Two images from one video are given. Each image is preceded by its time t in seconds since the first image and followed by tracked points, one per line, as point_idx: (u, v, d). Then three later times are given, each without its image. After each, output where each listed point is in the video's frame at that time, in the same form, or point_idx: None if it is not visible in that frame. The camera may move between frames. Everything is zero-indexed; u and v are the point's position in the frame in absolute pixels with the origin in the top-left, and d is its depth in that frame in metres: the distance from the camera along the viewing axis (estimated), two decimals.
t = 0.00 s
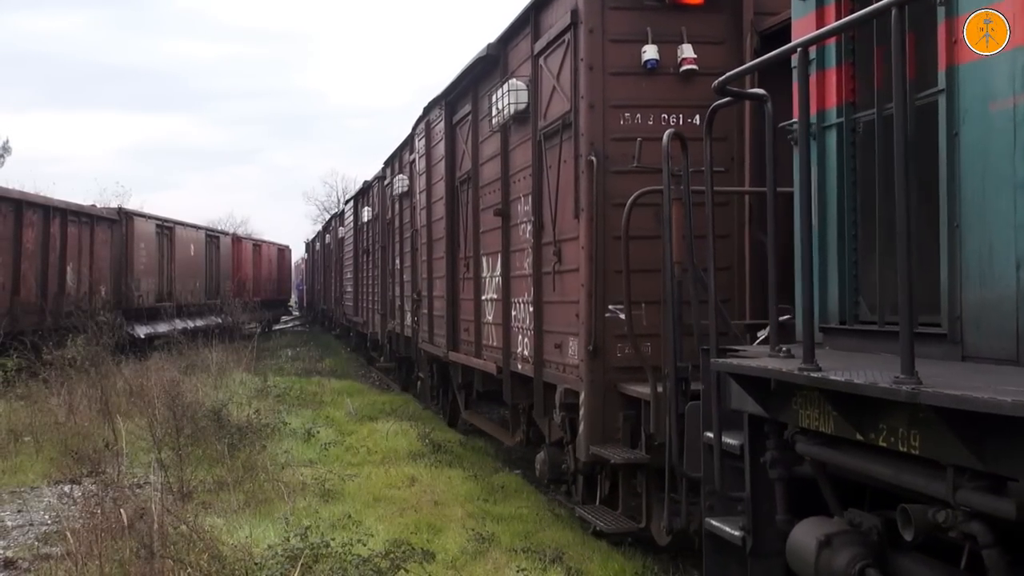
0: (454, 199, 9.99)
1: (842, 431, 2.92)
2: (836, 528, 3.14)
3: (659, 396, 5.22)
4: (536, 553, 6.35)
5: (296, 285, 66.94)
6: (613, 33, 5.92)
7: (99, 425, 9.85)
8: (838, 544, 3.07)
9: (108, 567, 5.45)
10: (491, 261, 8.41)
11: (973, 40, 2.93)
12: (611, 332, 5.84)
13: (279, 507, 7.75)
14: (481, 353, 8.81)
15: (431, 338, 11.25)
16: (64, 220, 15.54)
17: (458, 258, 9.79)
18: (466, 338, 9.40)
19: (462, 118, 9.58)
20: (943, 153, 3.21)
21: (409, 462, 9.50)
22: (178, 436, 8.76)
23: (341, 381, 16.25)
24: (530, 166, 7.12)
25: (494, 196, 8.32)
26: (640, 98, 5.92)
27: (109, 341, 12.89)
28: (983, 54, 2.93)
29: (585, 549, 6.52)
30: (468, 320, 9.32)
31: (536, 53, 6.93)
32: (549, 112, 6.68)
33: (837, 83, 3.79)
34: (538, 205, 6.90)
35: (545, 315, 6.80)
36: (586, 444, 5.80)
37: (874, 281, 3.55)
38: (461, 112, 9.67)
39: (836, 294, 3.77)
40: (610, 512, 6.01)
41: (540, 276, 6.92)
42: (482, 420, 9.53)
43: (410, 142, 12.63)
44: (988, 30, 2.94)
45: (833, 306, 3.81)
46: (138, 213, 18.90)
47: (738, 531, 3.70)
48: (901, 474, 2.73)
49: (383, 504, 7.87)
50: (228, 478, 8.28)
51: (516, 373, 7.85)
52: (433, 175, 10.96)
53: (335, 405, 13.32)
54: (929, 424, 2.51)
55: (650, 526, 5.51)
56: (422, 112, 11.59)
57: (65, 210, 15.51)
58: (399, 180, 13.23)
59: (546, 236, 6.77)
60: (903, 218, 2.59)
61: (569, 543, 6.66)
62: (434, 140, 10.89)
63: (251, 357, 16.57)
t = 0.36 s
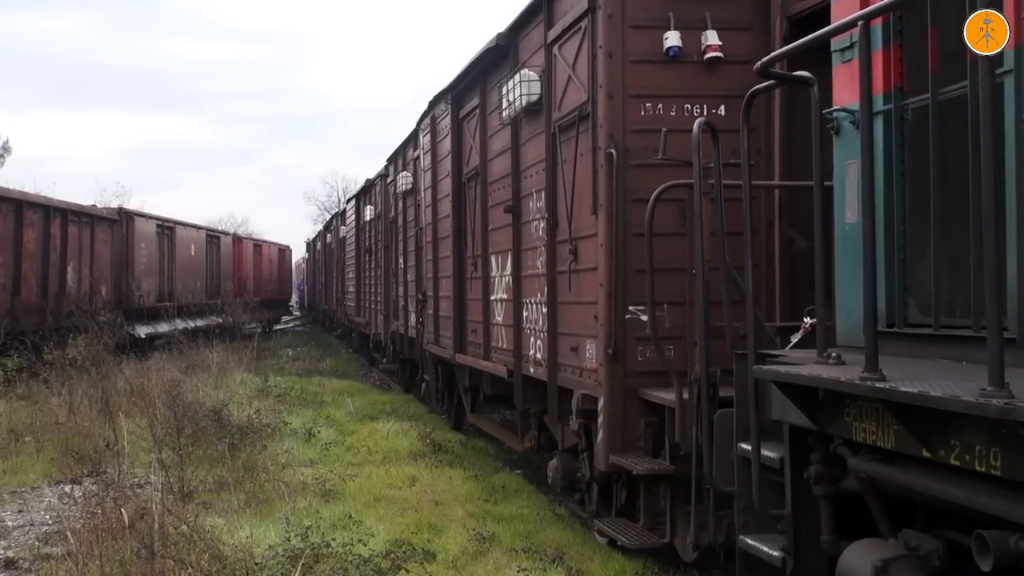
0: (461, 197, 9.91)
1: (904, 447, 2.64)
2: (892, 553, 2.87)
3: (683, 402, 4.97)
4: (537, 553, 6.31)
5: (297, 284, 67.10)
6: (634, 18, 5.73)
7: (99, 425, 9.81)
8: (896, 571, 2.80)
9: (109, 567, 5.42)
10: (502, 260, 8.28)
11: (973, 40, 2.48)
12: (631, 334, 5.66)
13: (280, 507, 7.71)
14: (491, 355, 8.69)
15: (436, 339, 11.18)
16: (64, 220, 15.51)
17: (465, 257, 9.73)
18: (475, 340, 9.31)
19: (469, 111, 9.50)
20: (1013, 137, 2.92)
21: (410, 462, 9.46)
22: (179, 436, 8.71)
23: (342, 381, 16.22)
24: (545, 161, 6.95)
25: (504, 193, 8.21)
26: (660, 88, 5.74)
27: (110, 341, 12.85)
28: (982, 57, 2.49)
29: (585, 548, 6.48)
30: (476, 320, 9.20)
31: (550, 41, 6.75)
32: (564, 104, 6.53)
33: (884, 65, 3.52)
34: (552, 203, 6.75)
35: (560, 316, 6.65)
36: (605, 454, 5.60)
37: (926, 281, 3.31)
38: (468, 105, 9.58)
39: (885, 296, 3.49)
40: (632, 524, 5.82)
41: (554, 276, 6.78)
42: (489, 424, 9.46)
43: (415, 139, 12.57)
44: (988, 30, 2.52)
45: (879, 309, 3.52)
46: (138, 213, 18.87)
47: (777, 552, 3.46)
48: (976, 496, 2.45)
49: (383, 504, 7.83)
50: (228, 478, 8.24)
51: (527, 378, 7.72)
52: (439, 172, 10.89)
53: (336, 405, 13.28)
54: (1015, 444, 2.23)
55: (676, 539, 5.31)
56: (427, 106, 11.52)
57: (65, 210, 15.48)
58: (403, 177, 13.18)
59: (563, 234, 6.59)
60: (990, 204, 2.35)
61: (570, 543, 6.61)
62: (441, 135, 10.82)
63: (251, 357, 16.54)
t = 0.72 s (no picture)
0: (470, 194, 9.70)
1: (986, 466, 2.35)
2: None
3: (712, 410, 4.59)
4: (537, 553, 6.31)
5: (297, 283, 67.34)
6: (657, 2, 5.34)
7: (100, 425, 9.82)
8: None
9: (109, 567, 5.42)
10: (512, 259, 7.95)
11: (973, 40, 2.63)
12: (655, 337, 5.27)
13: (280, 507, 7.72)
14: (501, 357, 8.41)
15: (440, 339, 11.13)
16: (65, 219, 15.52)
17: (473, 256, 9.50)
18: (482, 341, 9.13)
19: (478, 105, 9.31)
20: None
21: (410, 463, 9.45)
22: (179, 436, 8.70)
23: (342, 381, 16.24)
24: (561, 155, 6.56)
25: (515, 188, 7.88)
26: (686, 75, 5.35)
27: (110, 341, 12.85)
28: (983, 56, 2.64)
29: (586, 548, 6.48)
30: (484, 321, 9.00)
31: (566, 29, 6.44)
32: (580, 94, 6.19)
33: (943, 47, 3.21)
34: (566, 200, 6.43)
35: (576, 318, 6.32)
36: (627, 465, 5.24)
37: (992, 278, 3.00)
38: (477, 99, 9.37)
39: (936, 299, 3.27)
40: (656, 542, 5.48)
41: (570, 276, 6.41)
42: (494, 427, 9.38)
43: (422, 135, 12.41)
44: (988, 31, 2.66)
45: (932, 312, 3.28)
46: (139, 213, 18.89)
47: None
48: None
49: (384, 504, 7.84)
50: (229, 478, 8.24)
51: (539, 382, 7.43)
52: (446, 169, 10.78)
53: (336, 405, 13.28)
54: None
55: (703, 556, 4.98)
56: (434, 100, 11.37)
57: (66, 210, 15.49)
58: (408, 174, 13.11)
59: (581, 231, 6.21)
60: None
61: (570, 543, 6.61)
62: (449, 130, 10.65)
63: (251, 356, 16.59)
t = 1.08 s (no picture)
0: (479, 189, 9.50)
1: None
2: None
3: (746, 418, 4.26)
4: (537, 553, 6.37)
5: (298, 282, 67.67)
6: None
7: (100, 425, 9.87)
8: None
9: (109, 567, 5.47)
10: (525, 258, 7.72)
11: (974, 40, 2.72)
12: (681, 341, 4.97)
13: (281, 507, 7.77)
14: (512, 359, 8.20)
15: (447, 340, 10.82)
16: (65, 220, 15.58)
17: (481, 254, 9.26)
18: (490, 344, 8.93)
19: (486, 98, 9.08)
20: None
21: (410, 463, 9.50)
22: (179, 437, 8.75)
23: (342, 381, 16.31)
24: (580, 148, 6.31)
25: (528, 183, 7.63)
26: (714, 62, 5.06)
27: (110, 340, 12.89)
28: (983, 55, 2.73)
29: (587, 549, 6.52)
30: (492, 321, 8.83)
31: (585, 16, 6.21)
32: (600, 84, 5.94)
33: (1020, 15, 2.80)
34: (585, 196, 6.21)
35: (595, 318, 6.07)
36: (649, 477, 4.93)
37: None
38: (485, 92, 9.16)
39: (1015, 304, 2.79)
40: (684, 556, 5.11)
41: (589, 275, 6.20)
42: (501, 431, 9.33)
43: (428, 131, 12.24)
44: (988, 31, 2.75)
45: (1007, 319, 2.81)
46: (139, 213, 18.96)
47: None
48: None
49: (385, 504, 7.89)
50: (229, 478, 8.29)
51: (552, 387, 7.24)
52: (454, 166, 10.62)
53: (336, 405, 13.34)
54: None
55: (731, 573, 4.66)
56: (441, 93, 11.22)
57: (66, 210, 15.55)
58: (411, 171, 13.08)
59: (602, 229, 5.95)
60: None
61: (570, 543, 6.67)
62: (455, 124, 10.49)
63: (252, 357, 16.70)
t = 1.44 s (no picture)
0: (486, 185, 9.05)
1: None
2: None
3: (785, 429, 3.87)
4: (537, 553, 6.37)
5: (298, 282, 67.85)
6: None
7: (100, 425, 9.87)
8: None
9: (109, 566, 5.48)
10: (535, 257, 7.26)
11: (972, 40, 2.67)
12: (710, 345, 4.55)
13: (280, 507, 7.77)
14: (521, 363, 7.76)
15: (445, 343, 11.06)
16: (65, 220, 15.58)
17: (489, 253, 8.81)
18: (499, 346, 8.48)
19: (495, 89, 8.60)
20: None
21: (409, 463, 9.50)
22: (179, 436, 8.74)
23: (342, 381, 16.33)
24: (597, 138, 5.83)
25: (540, 177, 7.16)
26: (744, 46, 4.59)
27: (110, 340, 12.89)
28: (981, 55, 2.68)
29: (587, 549, 6.52)
30: (499, 323, 8.46)
31: None
32: (619, 70, 5.48)
33: None
34: (602, 190, 5.75)
35: (612, 320, 5.64)
36: (678, 491, 4.53)
37: None
38: (493, 83, 8.71)
39: None
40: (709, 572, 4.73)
41: (606, 274, 5.73)
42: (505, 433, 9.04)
43: (434, 127, 11.92)
44: (989, 30, 2.69)
45: None
46: (139, 213, 18.97)
47: None
48: None
49: (385, 504, 7.89)
50: (229, 478, 8.29)
51: (566, 392, 6.74)
52: (460, 161, 10.18)
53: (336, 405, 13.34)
54: None
55: None
56: (446, 85, 10.79)
57: (66, 210, 15.55)
58: (416, 168, 12.96)
59: (621, 225, 5.48)
60: None
61: (570, 543, 6.67)
62: (461, 117, 10.07)
63: (252, 356, 16.72)
